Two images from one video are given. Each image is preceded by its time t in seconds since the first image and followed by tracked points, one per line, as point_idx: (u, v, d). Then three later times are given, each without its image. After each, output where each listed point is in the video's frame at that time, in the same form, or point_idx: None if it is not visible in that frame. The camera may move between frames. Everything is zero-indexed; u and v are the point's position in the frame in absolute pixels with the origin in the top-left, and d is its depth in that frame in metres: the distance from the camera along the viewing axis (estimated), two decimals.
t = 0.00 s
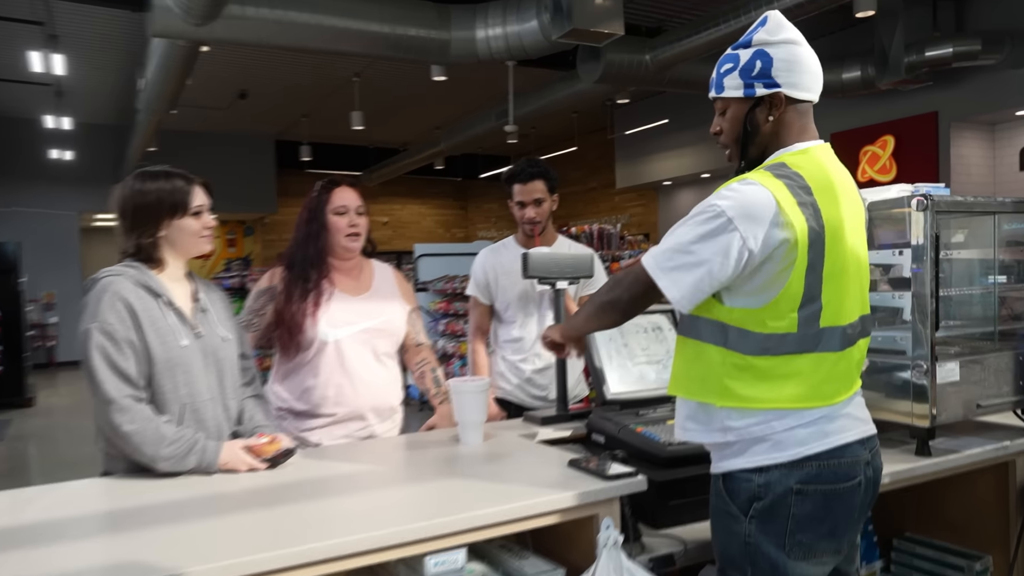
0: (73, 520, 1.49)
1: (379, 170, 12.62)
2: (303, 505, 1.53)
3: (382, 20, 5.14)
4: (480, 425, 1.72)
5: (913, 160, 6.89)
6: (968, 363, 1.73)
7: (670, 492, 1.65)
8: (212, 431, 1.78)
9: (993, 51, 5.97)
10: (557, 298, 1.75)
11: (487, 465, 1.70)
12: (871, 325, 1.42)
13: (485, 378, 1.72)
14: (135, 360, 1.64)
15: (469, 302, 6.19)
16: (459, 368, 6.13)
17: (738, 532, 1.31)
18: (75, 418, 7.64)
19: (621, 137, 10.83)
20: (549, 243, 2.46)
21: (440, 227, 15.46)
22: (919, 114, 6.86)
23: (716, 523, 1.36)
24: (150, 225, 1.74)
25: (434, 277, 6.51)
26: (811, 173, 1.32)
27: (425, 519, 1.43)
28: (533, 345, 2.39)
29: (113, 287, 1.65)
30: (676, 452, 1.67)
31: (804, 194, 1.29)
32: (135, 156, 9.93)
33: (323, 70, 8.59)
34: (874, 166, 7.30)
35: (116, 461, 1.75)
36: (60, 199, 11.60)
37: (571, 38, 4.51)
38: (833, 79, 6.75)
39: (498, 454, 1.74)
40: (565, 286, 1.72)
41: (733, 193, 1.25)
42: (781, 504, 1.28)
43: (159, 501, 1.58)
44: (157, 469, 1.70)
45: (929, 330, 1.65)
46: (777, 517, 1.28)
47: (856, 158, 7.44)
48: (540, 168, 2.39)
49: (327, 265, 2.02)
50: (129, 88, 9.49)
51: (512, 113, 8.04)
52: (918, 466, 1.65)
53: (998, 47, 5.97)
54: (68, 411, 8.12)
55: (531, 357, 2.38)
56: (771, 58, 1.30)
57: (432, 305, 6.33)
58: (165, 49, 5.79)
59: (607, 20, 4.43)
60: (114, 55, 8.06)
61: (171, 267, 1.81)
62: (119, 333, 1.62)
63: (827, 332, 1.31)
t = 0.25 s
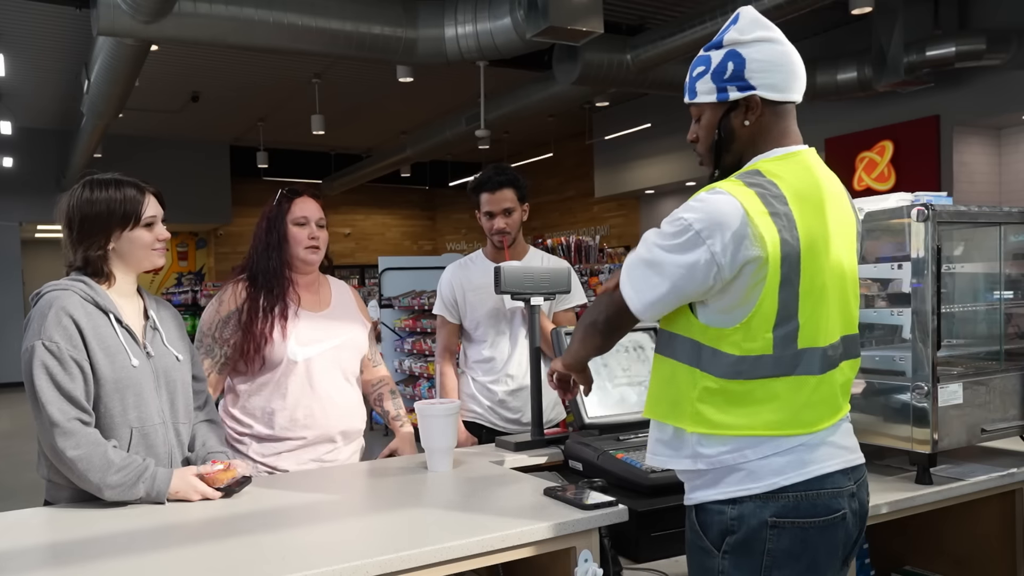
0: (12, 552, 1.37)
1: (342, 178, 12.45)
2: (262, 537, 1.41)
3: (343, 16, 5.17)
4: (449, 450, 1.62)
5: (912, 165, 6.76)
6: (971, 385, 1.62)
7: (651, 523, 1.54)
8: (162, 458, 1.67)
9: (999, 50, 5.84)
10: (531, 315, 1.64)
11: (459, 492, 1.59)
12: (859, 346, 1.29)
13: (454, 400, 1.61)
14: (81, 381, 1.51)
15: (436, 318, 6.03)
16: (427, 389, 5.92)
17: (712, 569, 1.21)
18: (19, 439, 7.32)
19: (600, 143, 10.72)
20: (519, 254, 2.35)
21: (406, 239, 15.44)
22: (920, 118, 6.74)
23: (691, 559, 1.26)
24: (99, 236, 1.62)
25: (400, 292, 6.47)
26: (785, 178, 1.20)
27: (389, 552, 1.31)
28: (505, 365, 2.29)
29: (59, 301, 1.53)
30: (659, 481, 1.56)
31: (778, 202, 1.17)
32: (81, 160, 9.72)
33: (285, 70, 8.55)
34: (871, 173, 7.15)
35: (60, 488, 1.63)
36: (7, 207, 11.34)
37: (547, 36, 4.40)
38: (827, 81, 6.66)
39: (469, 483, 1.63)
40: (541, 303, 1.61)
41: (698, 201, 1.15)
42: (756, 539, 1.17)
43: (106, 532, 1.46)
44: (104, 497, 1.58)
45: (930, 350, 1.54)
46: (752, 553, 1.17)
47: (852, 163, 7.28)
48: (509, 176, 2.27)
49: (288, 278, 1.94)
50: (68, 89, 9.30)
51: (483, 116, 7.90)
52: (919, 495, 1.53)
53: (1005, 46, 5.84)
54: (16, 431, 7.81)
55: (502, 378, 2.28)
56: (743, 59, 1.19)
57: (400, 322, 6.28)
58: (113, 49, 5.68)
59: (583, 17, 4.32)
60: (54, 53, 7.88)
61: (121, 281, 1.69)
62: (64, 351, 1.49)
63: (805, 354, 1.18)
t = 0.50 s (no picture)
0: (13, 552, 1.38)
1: (342, 177, 12.46)
2: (262, 537, 1.41)
3: (343, 16, 5.17)
4: (450, 450, 1.62)
5: (913, 166, 6.76)
6: (971, 385, 1.61)
7: (651, 523, 1.54)
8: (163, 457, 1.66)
9: (999, 50, 5.84)
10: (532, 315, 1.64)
11: (460, 491, 1.59)
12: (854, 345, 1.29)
13: (454, 401, 1.60)
14: (83, 380, 1.51)
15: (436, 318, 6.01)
16: (426, 388, 5.90)
17: (699, 569, 1.22)
18: (18, 439, 7.31)
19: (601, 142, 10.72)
20: (516, 255, 2.35)
21: (406, 239, 15.45)
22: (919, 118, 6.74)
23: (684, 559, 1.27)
24: (99, 236, 1.62)
25: (400, 292, 6.44)
26: (761, 180, 1.20)
27: (388, 552, 1.31)
28: (503, 366, 2.28)
29: (61, 300, 1.54)
30: (658, 481, 1.56)
31: (755, 204, 1.17)
32: (82, 160, 9.70)
33: (284, 70, 8.55)
34: (871, 174, 7.15)
35: (60, 488, 1.63)
36: (7, 207, 11.36)
37: (548, 36, 4.40)
38: (827, 81, 6.70)
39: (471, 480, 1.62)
40: (541, 302, 1.61)
41: (677, 213, 1.16)
42: (740, 539, 1.17)
43: (105, 532, 1.46)
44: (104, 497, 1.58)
45: (929, 349, 1.55)
46: (737, 553, 1.18)
47: (852, 164, 7.26)
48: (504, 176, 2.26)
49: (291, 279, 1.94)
50: (68, 89, 9.31)
51: (484, 116, 7.90)
52: (919, 495, 1.53)
53: (1004, 46, 5.84)
54: (15, 431, 7.80)
55: (501, 377, 2.27)
56: (725, 60, 1.22)
57: (399, 322, 6.28)
58: (114, 48, 5.67)
59: (584, 17, 4.31)
60: (54, 53, 7.90)
61: (121, 282, 1.69)
62: (66, 349, 1.49)
63: (792, 356, 1.18)
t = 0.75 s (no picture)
0: (13, 552, 1.37)
1: (342, 177, 12.47)
2: (262, 538, 1.41)
3: (343, 16, 5.17)
4: (449, 450, 1.62)
5: (913, 167, 6.76)
6: (972, 385, 1.61)
7: (651, 523, 1.54)
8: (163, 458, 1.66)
9: (999, 50, 5.85)
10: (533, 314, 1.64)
11: (460, 490, 1.58)
12: (848, 343, 1.28)
13: (454, 400, 1.60)
14: (83, 380, 1.51)
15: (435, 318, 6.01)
16: (426, 388, 5.90)
17: (694, 565, 1.22)
18: (18, 440, 7.30)
19: (600, 143, 10.73)
20: (514, 255, 2.35)
21: (405, 239, 15.45)
22: (919, 118, 6.74)
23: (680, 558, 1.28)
24: (97, 236, 1.62)
25: (400, 292, 6.43)
26: (737, 183, 1.21)
27: (388, 552, 1.31)
28: (502, 365, 2.28)
29: (61, 299, 1.54)
30: (659, 481, 1.56)
31: (735, 206, 1.18)
32: (82, 160, 9.68)
33: (283, 70, 8.56)
34: (871, 173, 7.14)
35: (61, 488, 1.63)
36: (7, 207, 11.38)
37: (548, 36, 4.39)
38: (827, 81, 6.75)
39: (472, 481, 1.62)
40: (541, 303, 1.61)
41: (674, 226, 1.17)
42: (734, 536, 1.17)
43: (105, 532, 1.46)
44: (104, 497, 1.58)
45: (930, 349, 1.55)
46: (730, 551, 1.18)
47: (852, 164, 7.26)
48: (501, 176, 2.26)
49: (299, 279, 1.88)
50: (68, 89, 9.32)
51: (484, 116, 7.90)
52: (920, 495, 1.53)
53: (1004, 46, 5.85)
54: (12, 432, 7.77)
55: (500, 377, 2.27)
56: (706, 66, 1.22)
57: (399, 322, 6.29)
58: (114, 48, 5.67)
59: (584, 17, 4.31)
60: (54, 53, 7.90)
61: (121, 281, 1.69)
62: (65, 349, 1.49)
63: (793, 352, 1.19)
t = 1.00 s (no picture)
0: (13, 552, 1.38)
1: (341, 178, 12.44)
2: (262, 537, 1.41)
3: (343, 17, 5.17)
4: (450, 450, 1.62)
5: (913, 168, 6.76)
6: (972, 385, 1.62)
7: (651, 523, 1.54)
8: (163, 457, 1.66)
9: (999, 51, 5.86)
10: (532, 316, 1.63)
11: (461, 490, 1.58)
12: (858, 339, 1.30)
13: (453, 400, 1.60)
14: (82, 380, 1.52)
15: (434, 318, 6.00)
16: (426, 389, 5.91)
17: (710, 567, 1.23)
18: (17, 440, 7.30)
19: (601, 143, 10.72)
20: (515, 254, 2.34)
21: (406, 239, 15.45)
22: (919, 118, 6.75)
23: (692, 558, 1.28)
24: (97, 236, 1.61)
25: (399, 292, 6.43)
26: (755, 179, 1.23)
27: (388, 552, 1.31)
28: (501, 366, 2.28)
29: (60, 302, 1.53)
30: (659, 481, 1.56)
31: (755, 200, 1.20)
32: (82, 160, 9.67)
33: (283, 70, 8.57)
34: (870, 173, 7.13)
35: (60, 488, 1.63)
36: (6, 207, 11.36)
37: (547, 36, 4.39)
38: (827, 81, 6.73)
39: (473, 480, 1.62)
40: (541, 303, 1.61)
41: (684, 218, 1.18)
42: (753, 536, 1.19)
43: (105, 532, 1.46)
44: (104, 497, 1.58)
45: (930, 349, 1.54)
46: (749, 550, 1.19)
47: (852, 164, 7.26)
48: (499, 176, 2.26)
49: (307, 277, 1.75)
50: (68, 90, 9.33)
51: (483, 116, 7.91)
52: (919, 495, 1.53)
53: (1004, 47, 5.86)
54: (11, 433, 7.75)
55: (499, 377, 2.27)
56: (709, 67, 1.24)
57: (399, 322, 6.31)
58: (113, 48, 5.67)
59: (584, 17, 4.31)
60: (54, 53, 7.91)
61: (120, 281, 1.68)
62: (65, 349, 1.50)
63: (807, 347, 1.21)
